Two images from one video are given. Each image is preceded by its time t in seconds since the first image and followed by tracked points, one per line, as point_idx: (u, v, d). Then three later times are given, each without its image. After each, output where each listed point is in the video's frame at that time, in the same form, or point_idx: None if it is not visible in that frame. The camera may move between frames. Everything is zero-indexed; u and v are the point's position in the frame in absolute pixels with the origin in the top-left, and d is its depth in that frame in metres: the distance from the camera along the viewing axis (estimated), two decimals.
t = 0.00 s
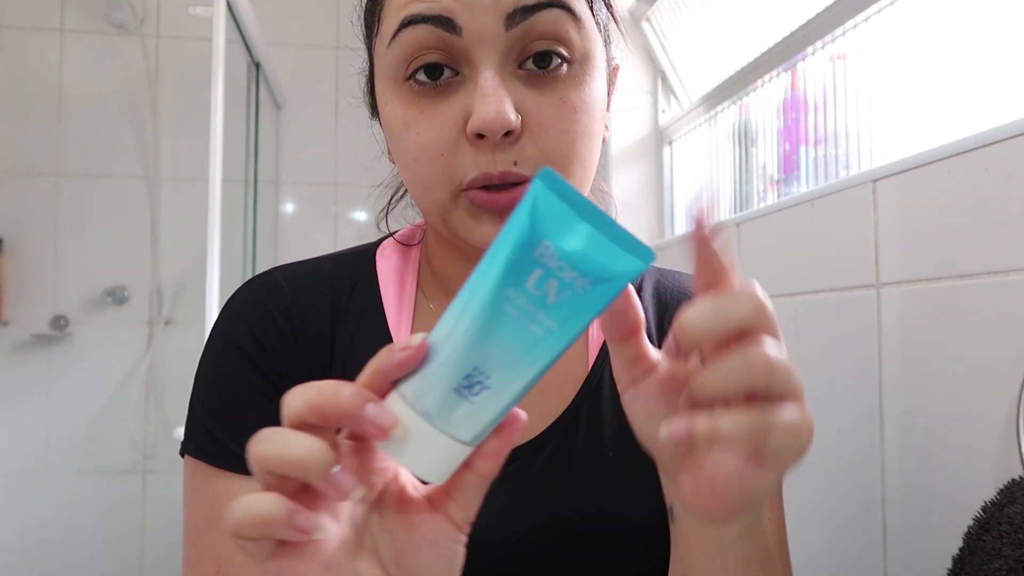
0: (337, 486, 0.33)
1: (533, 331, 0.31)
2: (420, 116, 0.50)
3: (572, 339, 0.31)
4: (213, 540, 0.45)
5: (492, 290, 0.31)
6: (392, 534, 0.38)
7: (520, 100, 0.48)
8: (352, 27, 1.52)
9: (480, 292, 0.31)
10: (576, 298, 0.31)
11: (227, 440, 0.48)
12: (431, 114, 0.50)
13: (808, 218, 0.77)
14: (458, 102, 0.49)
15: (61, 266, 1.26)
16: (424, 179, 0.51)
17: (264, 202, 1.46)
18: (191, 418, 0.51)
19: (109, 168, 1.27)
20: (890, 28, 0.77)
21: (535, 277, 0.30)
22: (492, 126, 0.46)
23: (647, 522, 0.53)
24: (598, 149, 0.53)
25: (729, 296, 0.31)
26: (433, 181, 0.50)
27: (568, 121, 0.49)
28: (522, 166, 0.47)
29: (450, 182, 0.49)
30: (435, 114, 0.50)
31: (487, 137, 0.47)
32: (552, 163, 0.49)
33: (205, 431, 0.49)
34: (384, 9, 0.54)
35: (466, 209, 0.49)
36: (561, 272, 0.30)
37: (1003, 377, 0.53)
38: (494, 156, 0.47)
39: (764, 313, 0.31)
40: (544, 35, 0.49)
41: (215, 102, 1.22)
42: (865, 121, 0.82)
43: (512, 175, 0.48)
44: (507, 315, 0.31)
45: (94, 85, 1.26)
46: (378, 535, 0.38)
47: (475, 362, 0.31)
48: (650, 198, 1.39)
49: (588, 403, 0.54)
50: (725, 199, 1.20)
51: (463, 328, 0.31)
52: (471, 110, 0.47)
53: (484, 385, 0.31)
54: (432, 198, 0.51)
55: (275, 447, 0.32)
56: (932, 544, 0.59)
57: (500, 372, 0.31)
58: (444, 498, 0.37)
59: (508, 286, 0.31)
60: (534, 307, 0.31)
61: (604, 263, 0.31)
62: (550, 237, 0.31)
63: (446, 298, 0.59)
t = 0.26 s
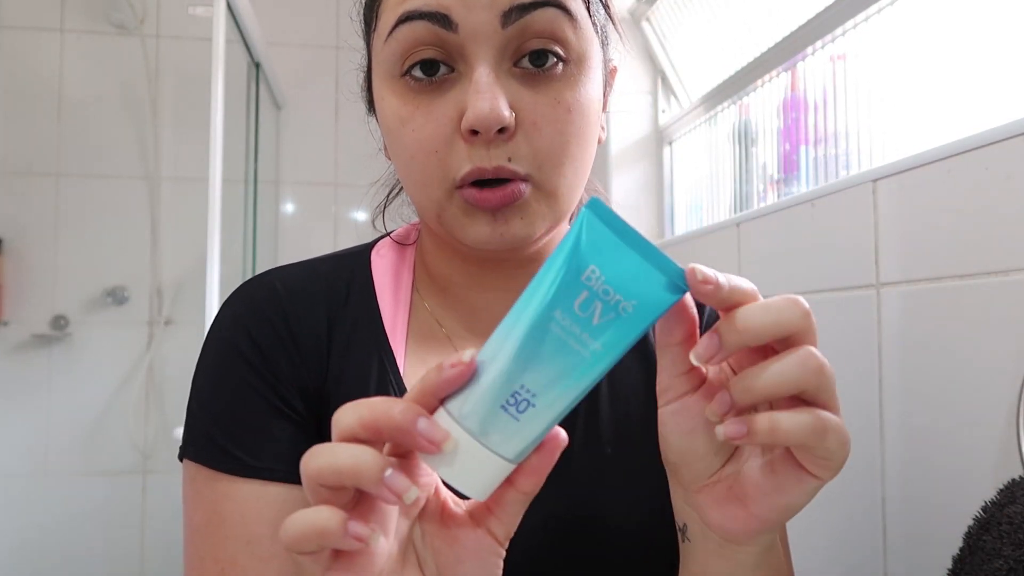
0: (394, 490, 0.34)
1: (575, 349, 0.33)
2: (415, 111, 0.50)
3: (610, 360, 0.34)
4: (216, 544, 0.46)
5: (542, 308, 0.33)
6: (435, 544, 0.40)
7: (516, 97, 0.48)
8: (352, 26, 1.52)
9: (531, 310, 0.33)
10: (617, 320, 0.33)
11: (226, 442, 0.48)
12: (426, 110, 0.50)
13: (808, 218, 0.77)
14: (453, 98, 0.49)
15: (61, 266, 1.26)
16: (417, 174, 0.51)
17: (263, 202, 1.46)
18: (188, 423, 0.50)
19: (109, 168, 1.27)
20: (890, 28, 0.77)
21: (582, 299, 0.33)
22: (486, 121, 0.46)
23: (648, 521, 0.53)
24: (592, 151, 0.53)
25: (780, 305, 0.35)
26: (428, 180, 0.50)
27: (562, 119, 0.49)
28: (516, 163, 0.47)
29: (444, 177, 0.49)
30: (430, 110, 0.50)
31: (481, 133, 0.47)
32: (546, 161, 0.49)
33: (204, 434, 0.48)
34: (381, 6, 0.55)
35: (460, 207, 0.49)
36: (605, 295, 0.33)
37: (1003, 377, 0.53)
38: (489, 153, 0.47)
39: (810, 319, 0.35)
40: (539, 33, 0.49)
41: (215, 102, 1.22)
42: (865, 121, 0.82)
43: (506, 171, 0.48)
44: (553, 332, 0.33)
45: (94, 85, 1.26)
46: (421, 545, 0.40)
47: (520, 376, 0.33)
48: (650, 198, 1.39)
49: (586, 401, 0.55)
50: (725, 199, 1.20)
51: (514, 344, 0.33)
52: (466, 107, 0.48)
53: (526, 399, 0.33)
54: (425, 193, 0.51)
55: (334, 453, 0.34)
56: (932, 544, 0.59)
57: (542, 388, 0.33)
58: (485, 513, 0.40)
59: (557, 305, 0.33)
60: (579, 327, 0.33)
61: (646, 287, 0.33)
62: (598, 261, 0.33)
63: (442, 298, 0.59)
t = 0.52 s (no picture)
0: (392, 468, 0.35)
1: (577, 333, 0.32)
2: (403, 106, 0.50)
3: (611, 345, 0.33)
4: (214, 549, 0.46)
5: (546, 292, 0.33)
6: (431, 524, 0.39)
7: (504, 93, 0.48)
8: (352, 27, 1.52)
9: (536, 293, 0.33)
10: (621, 306, 0.32)
11: (223, 448, 0.48)
12: (414, 105, 0.50)
13: (808, 218, 0.77)
14: (441, 93, 0.49)
15: (61, 266, 1.26)
16: (404, 169, 0.50)
17: (263, 202, 1.46)
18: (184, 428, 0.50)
19: (109, 168, 1.27)
20: (890, 28, 0.77)
21: (585, 283, 0.32)
22: (475, 116, 0.46)
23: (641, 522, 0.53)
24: (582, 149, 0.53)
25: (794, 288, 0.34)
26: (413, 175, 0.50)
27: (552, 116, 0.49)
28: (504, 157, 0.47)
29: (432, 174, 0.49)
30: (418, 105, 0.50)
31: (469, 128, 0.47)
32: (534, 157, 0.49)
33: (199, 440, 0.48)
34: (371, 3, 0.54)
35: (444, 203, 0.50)
36: (609, 280, 0.32)
37: (1004, 377, 0.53)
38: (475, 147, 0.47)
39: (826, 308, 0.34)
40: (528, 30, 0.49)
41: (215, 102, 1.22)
42: (865, 121, 0.82)
43: (493, 166, 0.48)
44: (555, 315, 0.32)
45: (94, 85, 1.26)
46: (419, 526, 0.39)
47: (521, 359, 0.32)
48: (650, 198, 1.39)
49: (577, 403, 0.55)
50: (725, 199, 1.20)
51: (518, 327, 0.33)
52: (454, 101, 0.48)
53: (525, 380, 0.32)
54: (413, 190, 0.51)
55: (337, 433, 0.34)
56: (932, 544, 0.59)
57: (541, 370, 0.32)
58: (483, 494, 0.39)
59: (560, 290, 0.32)
60: (581, 313, 0.32)
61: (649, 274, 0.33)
62: (603, 247, 0.32)
63: (433, 300, 0.59)
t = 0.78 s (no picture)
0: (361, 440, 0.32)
1: (570, 296, 0.33)
2: (403, 108, 0.50)
3: (603, 311, 0.33)
4: (206, 549, 0.46)
5: (537, 255, 0.33)
6: (410, 509, 0.35)
7: (506, 97, 0.48)
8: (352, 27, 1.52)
9: (529, 255, 0.33)
10: (610, 271, 0.33)
11: (219, 452, 0.48)
12: (414, 107, 0.50)
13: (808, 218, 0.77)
14: (442, 95, 0.49)
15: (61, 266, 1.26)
16: (402, 170, 0.50)
17: (263, 202, 1.46)
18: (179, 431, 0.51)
19: (109, 168, 1.27)
20: (890, 28, 0.77)
21: (577, 249, 0.33)
22: (475, 119, 0.46)
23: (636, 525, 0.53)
24: (581, 155, 0.53)
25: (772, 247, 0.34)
26: (412, 178, 0.50)
27: (552, 122, 0.49)
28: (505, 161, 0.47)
29: (431, 176, 0.49)
30: (417, 107, 0.50)
31: (468, 131, 0.47)
32: (533, 161, 0.49)
33: (194, 442, 0.49)
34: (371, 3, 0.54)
35: (442, 206, 0.50)
36: (600, 247, 0.33)
37: (1004, 377, 0.53)
38: (475, 151, 0.47)
39: (806, 264, 0.34)
40: (531, 33, 0.49)
41: (215, 102, 1.22)
42: (865, 121, 0.82)
43: (492, 171, 0.48)
44: (548, 278, 0.33)
45: (94, 85, 1.26)
46: (396, 513, 0.35)
47: (515, 322, 0.32)
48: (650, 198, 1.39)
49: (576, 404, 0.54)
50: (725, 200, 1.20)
51: (512, 289, 0.32)
52: (455, 104, 0.48)
53: (520, 345, 0.32)
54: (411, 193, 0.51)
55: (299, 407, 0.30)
56: (933, 544, 0.59)
57: (536, 334, 0.32)
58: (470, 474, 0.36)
59: (553, 253, 0.33)
60: (574, 275, 0.33)
61: (639, 243, 0.34)
62: (593, 216, 0.34)
63: (429, 303, 0.59)
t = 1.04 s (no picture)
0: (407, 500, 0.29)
1: (559, 376, 0.25)
2: (409, 138, 0.50)
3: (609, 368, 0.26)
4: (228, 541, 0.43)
5: (494, 347, 0.25)
6: None
7: (510, 124, 0.48)
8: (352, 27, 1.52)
9: (484, 353, 0.25)
10: (599, 321, 0.25)
11: (235, 441, 0.47)
12: (420, 138, 0.50)
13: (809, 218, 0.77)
14: (447, 126, 0.49)
15: (61, 266, 1.26)
16: (414, 198, 0.51)
17: (263, 202, 1.46)
18: (190, 423, 0.49)
19: (108, 168, 1.27)
20: (890, 28, 0.77)
21: (542, 315, 0.25)
22: (483, 155, 0.46)
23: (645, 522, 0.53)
24: (588, 167, 0.53)
25: (800, 220, 0.26)
26: (423, 203, 0.51)
27: (558, 142, 0.50)
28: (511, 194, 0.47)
29: (442, 203, 0.50)
30: (423, 138, 0.50)
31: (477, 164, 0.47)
32: (542, 184, 0.49)
33: (209, 431, 0.47)
34: (370, 26, 0.54)
35: (456, 229, 0.51)
36: (569, 298, 0.25)
37: (1003, 377, 0.53)
38: (483, 186, 0.48)
39: (849, 239, 0.25)
40: (532, 56, 0.49)
41: (215, 102, 1.22)
42: (865, 121, 0.82)
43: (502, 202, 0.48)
44: (523, 368, 0.25)
45: (94, 85, 1.26)
46: None
47: (503, 438, 0.25)
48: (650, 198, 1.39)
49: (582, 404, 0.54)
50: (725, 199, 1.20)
51: (481, 399, 0.25)
52: (461, 136, 0.48)
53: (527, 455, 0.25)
54: (424, 216, 0.52)
55: (348, 449, 0.28)
56: (933, 543, 0.59)
57: (541, 434, 0.25)
58: None
59: (515, 335, 0.25)
60: (553, 350, 0.25)
61: (620, 268, 0.25)
62: (544, 260, 0.24)
63: (438, 303, 0.60)
